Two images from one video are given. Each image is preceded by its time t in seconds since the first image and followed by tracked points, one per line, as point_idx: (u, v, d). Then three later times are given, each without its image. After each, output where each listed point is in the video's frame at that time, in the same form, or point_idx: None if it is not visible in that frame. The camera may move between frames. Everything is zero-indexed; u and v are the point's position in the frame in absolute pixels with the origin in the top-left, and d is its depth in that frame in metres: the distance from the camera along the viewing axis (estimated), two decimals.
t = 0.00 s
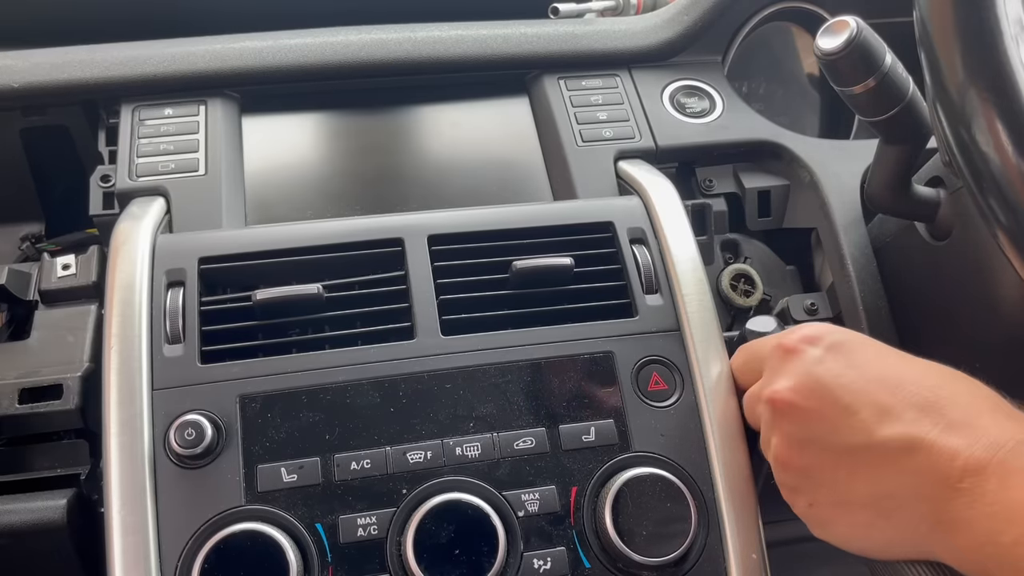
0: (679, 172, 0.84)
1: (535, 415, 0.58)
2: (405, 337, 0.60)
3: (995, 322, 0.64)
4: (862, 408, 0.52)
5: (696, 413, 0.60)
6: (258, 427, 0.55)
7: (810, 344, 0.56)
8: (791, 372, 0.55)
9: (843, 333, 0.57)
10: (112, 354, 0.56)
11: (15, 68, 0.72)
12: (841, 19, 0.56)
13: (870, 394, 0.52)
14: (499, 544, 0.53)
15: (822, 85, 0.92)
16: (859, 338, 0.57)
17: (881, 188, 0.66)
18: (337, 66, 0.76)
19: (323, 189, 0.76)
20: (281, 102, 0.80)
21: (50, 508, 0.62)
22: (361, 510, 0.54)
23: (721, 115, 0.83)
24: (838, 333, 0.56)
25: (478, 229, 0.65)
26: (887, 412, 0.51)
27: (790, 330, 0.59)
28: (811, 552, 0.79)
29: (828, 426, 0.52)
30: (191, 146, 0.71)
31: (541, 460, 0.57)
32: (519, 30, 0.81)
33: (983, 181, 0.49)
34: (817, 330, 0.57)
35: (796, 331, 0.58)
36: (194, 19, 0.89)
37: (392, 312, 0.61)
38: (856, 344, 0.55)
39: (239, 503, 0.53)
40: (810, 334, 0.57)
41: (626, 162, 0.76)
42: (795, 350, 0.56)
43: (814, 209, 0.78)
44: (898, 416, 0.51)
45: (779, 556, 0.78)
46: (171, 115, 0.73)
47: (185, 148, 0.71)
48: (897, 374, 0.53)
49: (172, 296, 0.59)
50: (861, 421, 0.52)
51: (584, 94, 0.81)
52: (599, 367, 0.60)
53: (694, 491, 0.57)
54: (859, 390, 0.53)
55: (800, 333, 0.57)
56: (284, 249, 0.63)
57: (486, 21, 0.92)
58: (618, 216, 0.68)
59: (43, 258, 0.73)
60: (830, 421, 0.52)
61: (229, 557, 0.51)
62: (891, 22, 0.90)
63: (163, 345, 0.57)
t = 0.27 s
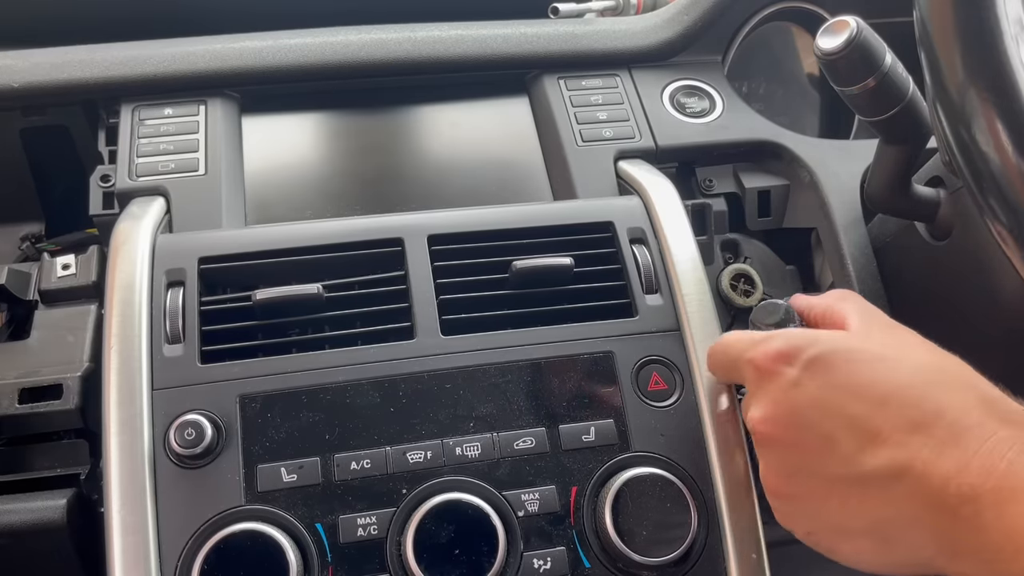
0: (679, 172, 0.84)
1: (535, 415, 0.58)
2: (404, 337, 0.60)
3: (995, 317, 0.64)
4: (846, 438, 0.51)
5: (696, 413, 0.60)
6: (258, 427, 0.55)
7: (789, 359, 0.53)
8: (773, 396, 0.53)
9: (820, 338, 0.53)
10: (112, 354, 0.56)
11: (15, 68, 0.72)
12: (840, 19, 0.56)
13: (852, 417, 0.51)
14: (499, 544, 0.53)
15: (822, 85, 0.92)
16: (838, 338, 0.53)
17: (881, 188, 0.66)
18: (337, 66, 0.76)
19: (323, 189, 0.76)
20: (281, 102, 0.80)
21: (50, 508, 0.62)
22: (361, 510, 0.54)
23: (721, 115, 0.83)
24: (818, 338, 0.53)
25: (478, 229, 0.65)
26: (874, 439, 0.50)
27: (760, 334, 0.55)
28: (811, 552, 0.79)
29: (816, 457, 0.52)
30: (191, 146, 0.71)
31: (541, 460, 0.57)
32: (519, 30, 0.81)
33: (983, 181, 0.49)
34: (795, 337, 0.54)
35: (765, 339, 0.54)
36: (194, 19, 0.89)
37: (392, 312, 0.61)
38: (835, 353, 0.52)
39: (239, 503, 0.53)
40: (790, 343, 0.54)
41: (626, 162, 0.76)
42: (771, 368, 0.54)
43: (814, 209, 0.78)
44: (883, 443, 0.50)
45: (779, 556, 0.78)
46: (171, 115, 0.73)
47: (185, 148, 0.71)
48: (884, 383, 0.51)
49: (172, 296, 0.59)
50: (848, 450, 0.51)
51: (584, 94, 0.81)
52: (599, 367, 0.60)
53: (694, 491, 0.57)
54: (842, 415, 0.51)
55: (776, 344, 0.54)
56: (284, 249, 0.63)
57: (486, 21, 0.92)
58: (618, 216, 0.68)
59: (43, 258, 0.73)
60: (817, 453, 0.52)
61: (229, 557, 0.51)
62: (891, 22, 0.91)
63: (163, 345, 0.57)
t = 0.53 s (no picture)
0: (679, 172, 0.84)
1: (535, 415, 0.58)
2: (405, 337, 0.60)
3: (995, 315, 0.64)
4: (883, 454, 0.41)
5: (696, 413, 0.60)
6: (258, 427, 0.55)
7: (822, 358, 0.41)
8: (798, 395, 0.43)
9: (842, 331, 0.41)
10: (112, 354, 0.56)
11: (15, 68, 0.72)
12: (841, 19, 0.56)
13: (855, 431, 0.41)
14: (499, 544, 0.53)
15: (821, 85, 0.92)
16: (894, 316, 0.40)
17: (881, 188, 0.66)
18: (337, 66, 0.76)
19: (323, 189, 0.76)
20: (281, 102, 0.80)
21: (50, 509, 0.62)
22: (361, 510, 0.54)
23: (721, 115, 0.83)
24: (851, 337, 0.40)
25: (478, 229, 0.65)
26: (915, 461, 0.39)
27: (783, 309, 0.44)
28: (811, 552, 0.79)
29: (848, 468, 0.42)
30: (191, 146, 0.71)
31: (541, 460, 0.57)
32: (519, 30, 0.81)
33: (983, 181, 0.49)
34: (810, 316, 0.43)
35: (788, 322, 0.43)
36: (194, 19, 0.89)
37: (392, 312, 0.61)
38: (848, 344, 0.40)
39: (239, 503, 0.53)
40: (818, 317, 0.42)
41: (626, 162, 0.77)
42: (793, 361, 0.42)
43: (814, 209, 0.78)
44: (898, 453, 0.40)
45: (778, 556, 0.78)
46: (171, 115, 0.73)
47: (185, 148, 0.71)
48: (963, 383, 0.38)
49: (172, 296, 0.59)
50: (887, 467, 0.41)
51: (584, 94, 0.81)
52: (599, 367, 0.61)
53: (694, 491, 0.57)
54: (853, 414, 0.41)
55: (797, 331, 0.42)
56: (284, 249, 0.63)
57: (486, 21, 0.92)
58: (618, 216, 0.68)
59: (43, 258, 0.73)
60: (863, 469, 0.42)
61: (229, 557, 0.51)
62: (890, 22, 0.91)
63: (163, 345, 0.57)
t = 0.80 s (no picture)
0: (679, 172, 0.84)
1: (535, 415, 0.58)
2: (404, 337, 0.60)
3: (995, 316, 0.65)
4: None
5: (696, 413, 0.60)
6: (258, 427, 0.55)
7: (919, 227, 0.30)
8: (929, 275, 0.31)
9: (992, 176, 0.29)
10: (112, 354, 0.56)
11: (15, 68, 0.72)
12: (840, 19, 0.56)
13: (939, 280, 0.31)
14: (499, 544, 0.53)
15: (821, 85, 0.92)
16: None
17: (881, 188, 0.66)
18: (337, 66, 0.76)
19: (323, 189, 0.75)
20: (281, 102, 0.80)
21: (50, 509, 0.62)
22: (361, 510, 0.54)
23: (721, 115, 0.83)
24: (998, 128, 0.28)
25: (477, 229, 0.65)
26: None
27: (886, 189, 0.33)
28: (811, 553, 0.79)
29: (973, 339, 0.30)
30: (191, 146, 0.71)
31: (540, 460, 0.57)
32: (518, 30, 0.81)
33: (983, 181, 0.49)
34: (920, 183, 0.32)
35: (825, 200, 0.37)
36: (193, 18, 0.89)
37: (392, 312, 0.61)
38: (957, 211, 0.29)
39: (239, 503, 0.53)
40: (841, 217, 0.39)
41: (626, 162, 0.76)
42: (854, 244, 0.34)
43: (814, 209, 0.78)
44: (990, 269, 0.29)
45: (778, 556, 0.78)
46: (171, 115, 0.73)
47: (185, 148, 0.71)
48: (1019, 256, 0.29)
49: (172, 296, 0.59)
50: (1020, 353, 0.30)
51: (584, 94, 0.81)
52: (599, 367, 0.60)
53: (694, 491, 0.57)
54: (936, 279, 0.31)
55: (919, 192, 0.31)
56: (284, 249, 0.63)
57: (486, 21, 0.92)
58: (618, 216, 0.68)
59: (43, 258, 0.73)
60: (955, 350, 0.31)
61: (229, 557, 0.51)
62: (890, 22, 0.91)
63: (163, 345, 0.57)
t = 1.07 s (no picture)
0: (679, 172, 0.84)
1: (535, 415, 0.58)
2: (404, 337, 0.60)
3: (995, 316, 0.65)
4: None
5: (696, 413, 0.60)
6: (258, 427, 0.55)
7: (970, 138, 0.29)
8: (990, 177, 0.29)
9: None
10: (112, 354, 0.56)
11: (15, 68, 0.72)
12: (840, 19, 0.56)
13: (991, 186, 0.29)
14: (499, 544, 0.53)
15: (821, 85, 0.92)
16: None
17: (880, 188, 0.66)
18: (337, 66, 0.76)
19: (323, 189, 0.76)
20: (282, 102, 0.80)
21: (50, 509, 0.62)
22: (361, 510, 0.54)
23: (721, 115, 0.83)
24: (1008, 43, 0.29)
25: (477, 229, 0.65)
26: None
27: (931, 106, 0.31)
28: (812, 553, 0.79)
29: None
30: (191, 146, 0.71)
31: (540, 460, 0.57)
32: (519, 30, 0.81)
33: (982, 181, 0.49)
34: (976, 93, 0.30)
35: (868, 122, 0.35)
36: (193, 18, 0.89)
37: (391, 312, 0.61)
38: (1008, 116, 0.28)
39: (239, 503, 0.53)
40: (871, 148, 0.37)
41: (626, 162, 0.77)
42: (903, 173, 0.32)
43: (814, 209, 0.78)
44: None
45: (778, 556, 0.78)
46: (171, 115, 0.73)
47: (185, 148, 0.71)
48: None
49: (172, 296, 0.59)
50: None
51: (584, 95, 0.81)
52: (599, 366, 0.61)
53: (694, 491, 0.57)
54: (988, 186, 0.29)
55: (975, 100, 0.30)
56: (284, 250, 0.63)
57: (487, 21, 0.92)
58: (618, 216, 0.68)
59: (43, 258, 0.73)
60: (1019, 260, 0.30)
61: (229, 556, 0.51)
62: (890, 23, 0.91)
63: (163, 345, 0.57)
